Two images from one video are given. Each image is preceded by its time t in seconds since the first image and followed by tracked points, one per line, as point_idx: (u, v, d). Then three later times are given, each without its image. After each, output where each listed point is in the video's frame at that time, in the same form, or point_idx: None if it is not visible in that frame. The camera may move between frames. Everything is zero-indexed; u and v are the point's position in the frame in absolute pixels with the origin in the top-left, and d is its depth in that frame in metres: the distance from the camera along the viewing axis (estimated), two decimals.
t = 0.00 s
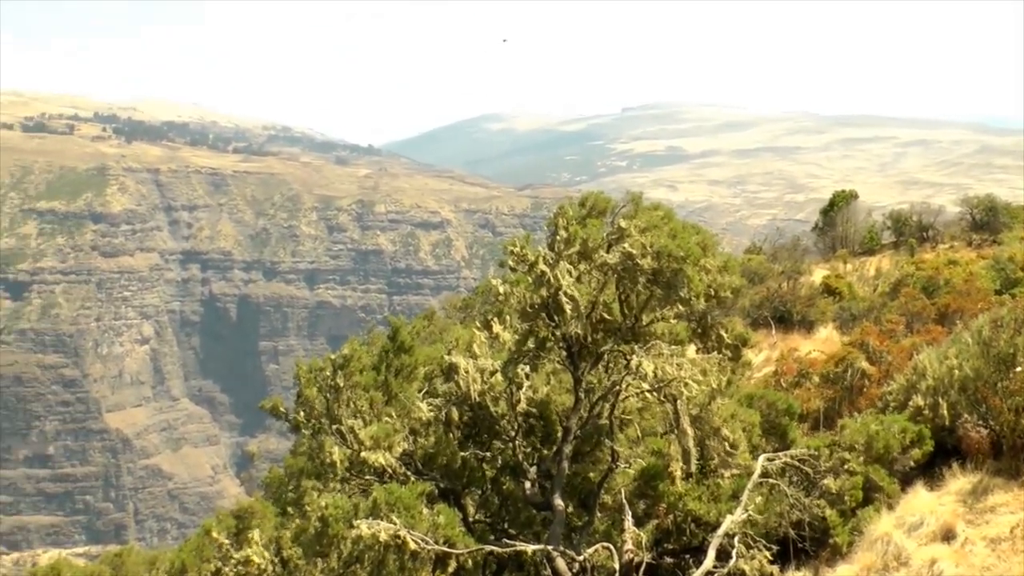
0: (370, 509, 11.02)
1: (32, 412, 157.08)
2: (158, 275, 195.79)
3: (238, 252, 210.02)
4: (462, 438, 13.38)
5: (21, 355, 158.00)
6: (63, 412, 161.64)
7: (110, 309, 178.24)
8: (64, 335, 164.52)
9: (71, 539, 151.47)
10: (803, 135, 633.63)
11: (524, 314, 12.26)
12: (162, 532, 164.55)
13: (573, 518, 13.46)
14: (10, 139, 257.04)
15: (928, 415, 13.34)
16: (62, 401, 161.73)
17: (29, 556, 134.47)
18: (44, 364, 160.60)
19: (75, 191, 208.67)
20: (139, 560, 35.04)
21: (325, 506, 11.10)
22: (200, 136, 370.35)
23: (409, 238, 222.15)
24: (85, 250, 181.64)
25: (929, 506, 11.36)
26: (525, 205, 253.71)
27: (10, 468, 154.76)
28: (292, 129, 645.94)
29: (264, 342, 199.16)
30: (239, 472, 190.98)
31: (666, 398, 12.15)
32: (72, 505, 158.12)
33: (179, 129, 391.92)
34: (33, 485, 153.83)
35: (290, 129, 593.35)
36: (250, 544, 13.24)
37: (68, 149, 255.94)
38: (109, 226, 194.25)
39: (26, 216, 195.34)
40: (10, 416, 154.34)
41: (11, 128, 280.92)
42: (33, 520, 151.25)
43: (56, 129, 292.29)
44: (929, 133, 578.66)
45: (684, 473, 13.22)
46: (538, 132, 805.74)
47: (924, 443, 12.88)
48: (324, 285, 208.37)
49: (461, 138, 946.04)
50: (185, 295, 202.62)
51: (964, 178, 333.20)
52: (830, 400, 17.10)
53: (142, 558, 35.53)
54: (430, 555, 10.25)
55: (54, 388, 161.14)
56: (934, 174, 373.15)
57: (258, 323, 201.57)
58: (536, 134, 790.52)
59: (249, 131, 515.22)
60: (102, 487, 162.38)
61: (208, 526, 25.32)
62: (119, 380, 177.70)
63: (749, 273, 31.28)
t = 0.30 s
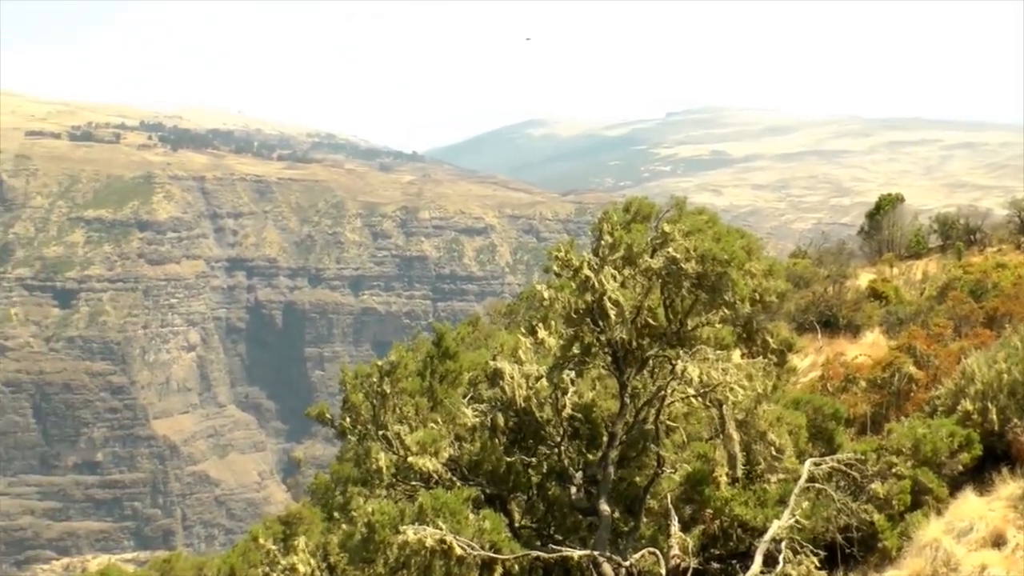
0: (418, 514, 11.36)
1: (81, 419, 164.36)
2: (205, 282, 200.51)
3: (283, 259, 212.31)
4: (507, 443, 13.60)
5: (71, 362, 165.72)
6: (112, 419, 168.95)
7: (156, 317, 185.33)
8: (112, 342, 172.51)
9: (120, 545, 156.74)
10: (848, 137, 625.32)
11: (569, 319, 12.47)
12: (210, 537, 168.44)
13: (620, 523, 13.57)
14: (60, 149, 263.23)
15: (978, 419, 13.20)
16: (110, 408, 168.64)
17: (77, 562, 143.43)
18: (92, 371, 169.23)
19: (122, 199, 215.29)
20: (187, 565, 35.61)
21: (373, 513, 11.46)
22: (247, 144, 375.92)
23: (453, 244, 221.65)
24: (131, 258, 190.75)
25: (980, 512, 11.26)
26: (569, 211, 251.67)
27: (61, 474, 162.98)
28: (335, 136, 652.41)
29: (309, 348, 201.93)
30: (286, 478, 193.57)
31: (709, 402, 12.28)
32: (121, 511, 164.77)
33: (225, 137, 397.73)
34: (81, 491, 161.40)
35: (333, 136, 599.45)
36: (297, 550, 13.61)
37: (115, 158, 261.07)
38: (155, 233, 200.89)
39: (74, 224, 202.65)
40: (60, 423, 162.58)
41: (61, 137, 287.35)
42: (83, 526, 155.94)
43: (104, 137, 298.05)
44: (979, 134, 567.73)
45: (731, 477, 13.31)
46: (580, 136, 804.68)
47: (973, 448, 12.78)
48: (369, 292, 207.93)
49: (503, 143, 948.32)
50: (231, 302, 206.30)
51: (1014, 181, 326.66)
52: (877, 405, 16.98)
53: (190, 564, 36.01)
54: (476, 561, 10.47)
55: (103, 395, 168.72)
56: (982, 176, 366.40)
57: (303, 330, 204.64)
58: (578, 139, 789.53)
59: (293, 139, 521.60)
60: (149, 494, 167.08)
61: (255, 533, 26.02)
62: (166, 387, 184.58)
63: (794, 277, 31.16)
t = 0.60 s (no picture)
0: (464, 518, 11.71)
1: (128, 422, 172.07)
2: (250, 287, 202.95)
3: (329, 264, 213.74)
4: (553, 447, 13.83)
5: (117, 366, 174.32)
6: (159, 423, 175.85)
7: (202, 320, 190.72)
8: (158, 347, 179.11)
9: (166, 548, 160.77)
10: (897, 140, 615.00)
11: (615, 323, 12.64)
12: (256, 542, 172.65)
13: (666, 527, 13.90)
14: (108, 155, 268.33)
15: None
16: (157, 411, 175.94)
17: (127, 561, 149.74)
18: (139, 375, 176.40)
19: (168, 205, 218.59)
20: (233, 569, 36.10)
21: (420, 516, 12.02)
22: (292, 148, 380.26)
23: (498, 248, 220.78)
24: (177, 262, 194.54)
25: None
26: (615, 215, 248.57)
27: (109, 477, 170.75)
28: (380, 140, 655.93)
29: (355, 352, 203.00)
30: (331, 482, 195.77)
31: (755, 404, 12.35)
32: (167, 515, 170.21)
33: (269, 142, 402.64)
34: (128, 494, 168.22)
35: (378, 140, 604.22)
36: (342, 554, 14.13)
37: (162, 162, 265.40)
38: (201, 238, 203.57)
39: (120, 229, 207.86)
40: (107, 426, 169.56)
41: (109, 142, 292.52)
42: (130, 530, 160.25)
43: (150, 142, 302.52)
44: None
45: (778, 484, 13.50)
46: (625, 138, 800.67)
47: None
48: (414, 294, 209.03)
49: (547, 146, 947.10)
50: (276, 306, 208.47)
51: None
52: (925, 409, 16.91)
53: (236, 568, 36.58)
54: (521, 564, 10.82)
55: (149, 399, 175.98)
56: None
57: (349, 332, 204.91)
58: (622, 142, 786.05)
59: (338, 143, 526.11)
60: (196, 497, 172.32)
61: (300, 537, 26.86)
62: (212, 391, 191.10)
63: (840, 280, 30.82)
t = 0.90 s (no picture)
0: (503, 520, 12.35)
1: (167, 422, 175.79)
2: (288, 287, 205.93)
3: (367, 264, 214.72)
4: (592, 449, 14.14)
5: (157, 366, 175.73)
6: (197, 423, 178.85)
7: (240, 321, 193.02)
8: (197, 347, 179.92)
9: (205, 548, 165.29)
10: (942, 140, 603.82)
11: (654, 324, 12.80)
12: (295, 541, 175.27)
13: (706, 530, 14.15)
14: (147, 156, 271.46)
15: None
16: (196, 411, 179.49)
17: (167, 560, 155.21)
18: (178, 375, 179.04)
19: (206, 206, 219.74)
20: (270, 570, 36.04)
21: (458, 517, 12.50)
22: (331, 149, 382.63)
23: (537, 249, 218.16)
24: (216, 263, 196.56)
25: None
26: (655, 215, 245.06)
27: (148, 477, 173.79)
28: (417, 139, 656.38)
29: (392, 353, 205.37)
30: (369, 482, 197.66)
31: (796, 405, 12.46)
32: (206, 514, 173.96)
33: (308, 142, 405.52)
34: (167, 494, 171.68)
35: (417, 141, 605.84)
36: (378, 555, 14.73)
37: (202, 162, 267.92)
38: (239, 238, 205.44)
39: (160, 230, 209.16)
40: (146, 426, 173.30)
41: (148, 143, 295.61)
42: (168, 529, 164.77)
43: (189, 143, 305.09)
44: None
45: (817, 486, 13.73)
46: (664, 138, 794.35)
47: None
48: (452, 296, 209.89)
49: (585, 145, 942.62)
50: (315, 307, 212.24)
51: None
52: (968, 412, 16.78)
53: (273, 569, 36.37)
54: (559, 565, 11.43)
55: (188, 399, 178.66)
56: None
57: (387, 334, 207.87)
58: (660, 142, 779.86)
59: (375, 143, 527.96)
60: (234, 498, 175.55)
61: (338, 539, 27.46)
62: (251, 392, 191.64)
63: (882, 282, 30.56)
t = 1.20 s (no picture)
0: (533, 520, 12.84)
1: (200, 420, 178.58)
2: (321, 285, 207.56)
3: (399, 263, 215.63)
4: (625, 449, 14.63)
5: (189, 364, 178.91)
6: (230, 421, 180.56)
7: (273, 319, 192.98)
8: (229, 345, 182.84)
9: (237, 545, 166.94)
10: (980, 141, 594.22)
11: (688, 324, 13.06)
12: (326, 539, 175.23)
13: (739, 530, 14.35)
14: (180, 154, 273.85)
15: None
16: (228, 409, 180.87)
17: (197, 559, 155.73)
18: (211, 373, 182.09)
19: (239, 205, 222.12)
20: (302, 567, 36.26)
21: (489, 517, 12.92)
22: (363, 148, 384.77)
23: (569, 248, 217.73)
24: (249, 261, 201.49)
25: None
26: (687, 215, 243.28)
27: (180, 474, 175.81)
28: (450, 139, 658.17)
29: (424, 352, 205.03)
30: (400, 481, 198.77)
31: (832, 407, 12.65)
32: (238, 512, 174.85)
33: (340, 141, 408.38)
34: (199, 491, 173.42)
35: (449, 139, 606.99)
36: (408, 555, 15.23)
37: (236, 160, 269.59)
38: (272, 237, 207.58)
39: (193, 228, 216.01)
40: (179, 423, 177.11)
41: (182, 142, 298.80)
42: (201, 525, 168.27)
43: (223, 142, 307.68)
44: None
45: (850, 486, 13.87)
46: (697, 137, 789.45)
47: None
48: (484, 295, 208.93)
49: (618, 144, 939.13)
50: (348, 305, 213.45)
51: None
52: (1004, 414, 16.70)
53: (305, 565, 36.61)
54: (590, 566, 11.88)
55: (220, 397, 180.33)
56: None
57: (419, 332, 206.85)
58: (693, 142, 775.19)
59: (408, 143, 529.52)
60: (266, 495, 175.86)
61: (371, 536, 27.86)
62: (283, 390, 192.66)
63: (916, 283, 30.20)
